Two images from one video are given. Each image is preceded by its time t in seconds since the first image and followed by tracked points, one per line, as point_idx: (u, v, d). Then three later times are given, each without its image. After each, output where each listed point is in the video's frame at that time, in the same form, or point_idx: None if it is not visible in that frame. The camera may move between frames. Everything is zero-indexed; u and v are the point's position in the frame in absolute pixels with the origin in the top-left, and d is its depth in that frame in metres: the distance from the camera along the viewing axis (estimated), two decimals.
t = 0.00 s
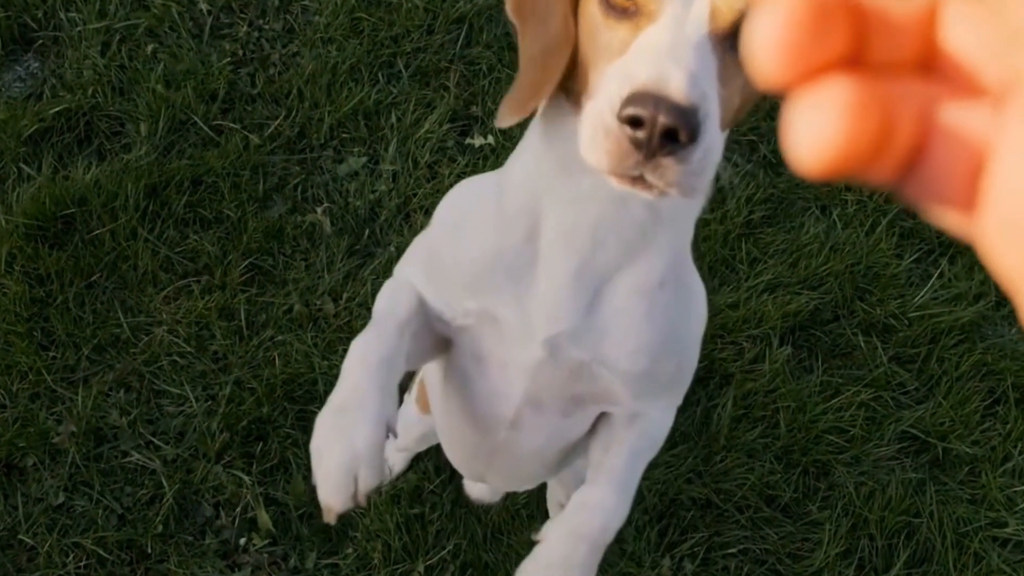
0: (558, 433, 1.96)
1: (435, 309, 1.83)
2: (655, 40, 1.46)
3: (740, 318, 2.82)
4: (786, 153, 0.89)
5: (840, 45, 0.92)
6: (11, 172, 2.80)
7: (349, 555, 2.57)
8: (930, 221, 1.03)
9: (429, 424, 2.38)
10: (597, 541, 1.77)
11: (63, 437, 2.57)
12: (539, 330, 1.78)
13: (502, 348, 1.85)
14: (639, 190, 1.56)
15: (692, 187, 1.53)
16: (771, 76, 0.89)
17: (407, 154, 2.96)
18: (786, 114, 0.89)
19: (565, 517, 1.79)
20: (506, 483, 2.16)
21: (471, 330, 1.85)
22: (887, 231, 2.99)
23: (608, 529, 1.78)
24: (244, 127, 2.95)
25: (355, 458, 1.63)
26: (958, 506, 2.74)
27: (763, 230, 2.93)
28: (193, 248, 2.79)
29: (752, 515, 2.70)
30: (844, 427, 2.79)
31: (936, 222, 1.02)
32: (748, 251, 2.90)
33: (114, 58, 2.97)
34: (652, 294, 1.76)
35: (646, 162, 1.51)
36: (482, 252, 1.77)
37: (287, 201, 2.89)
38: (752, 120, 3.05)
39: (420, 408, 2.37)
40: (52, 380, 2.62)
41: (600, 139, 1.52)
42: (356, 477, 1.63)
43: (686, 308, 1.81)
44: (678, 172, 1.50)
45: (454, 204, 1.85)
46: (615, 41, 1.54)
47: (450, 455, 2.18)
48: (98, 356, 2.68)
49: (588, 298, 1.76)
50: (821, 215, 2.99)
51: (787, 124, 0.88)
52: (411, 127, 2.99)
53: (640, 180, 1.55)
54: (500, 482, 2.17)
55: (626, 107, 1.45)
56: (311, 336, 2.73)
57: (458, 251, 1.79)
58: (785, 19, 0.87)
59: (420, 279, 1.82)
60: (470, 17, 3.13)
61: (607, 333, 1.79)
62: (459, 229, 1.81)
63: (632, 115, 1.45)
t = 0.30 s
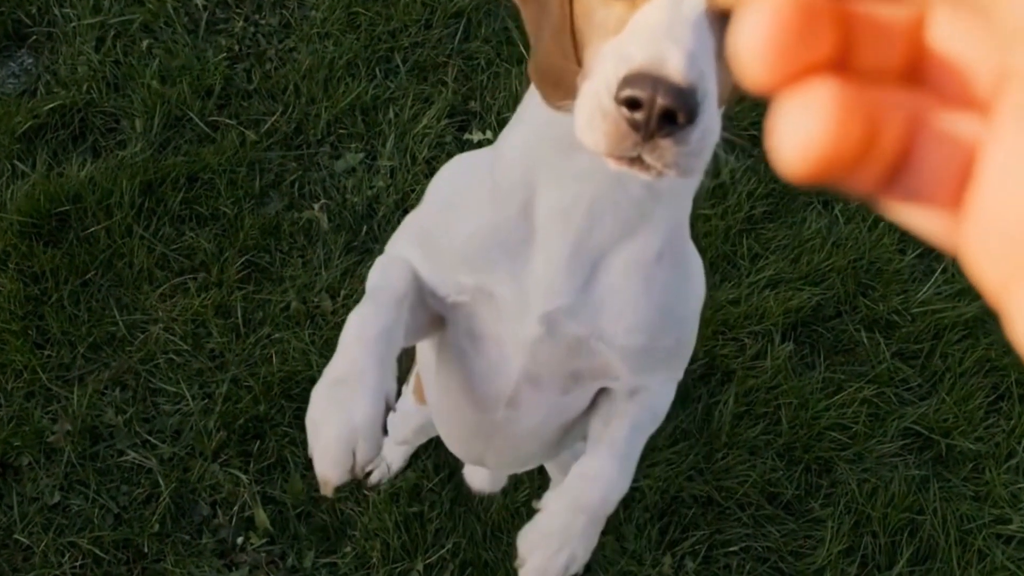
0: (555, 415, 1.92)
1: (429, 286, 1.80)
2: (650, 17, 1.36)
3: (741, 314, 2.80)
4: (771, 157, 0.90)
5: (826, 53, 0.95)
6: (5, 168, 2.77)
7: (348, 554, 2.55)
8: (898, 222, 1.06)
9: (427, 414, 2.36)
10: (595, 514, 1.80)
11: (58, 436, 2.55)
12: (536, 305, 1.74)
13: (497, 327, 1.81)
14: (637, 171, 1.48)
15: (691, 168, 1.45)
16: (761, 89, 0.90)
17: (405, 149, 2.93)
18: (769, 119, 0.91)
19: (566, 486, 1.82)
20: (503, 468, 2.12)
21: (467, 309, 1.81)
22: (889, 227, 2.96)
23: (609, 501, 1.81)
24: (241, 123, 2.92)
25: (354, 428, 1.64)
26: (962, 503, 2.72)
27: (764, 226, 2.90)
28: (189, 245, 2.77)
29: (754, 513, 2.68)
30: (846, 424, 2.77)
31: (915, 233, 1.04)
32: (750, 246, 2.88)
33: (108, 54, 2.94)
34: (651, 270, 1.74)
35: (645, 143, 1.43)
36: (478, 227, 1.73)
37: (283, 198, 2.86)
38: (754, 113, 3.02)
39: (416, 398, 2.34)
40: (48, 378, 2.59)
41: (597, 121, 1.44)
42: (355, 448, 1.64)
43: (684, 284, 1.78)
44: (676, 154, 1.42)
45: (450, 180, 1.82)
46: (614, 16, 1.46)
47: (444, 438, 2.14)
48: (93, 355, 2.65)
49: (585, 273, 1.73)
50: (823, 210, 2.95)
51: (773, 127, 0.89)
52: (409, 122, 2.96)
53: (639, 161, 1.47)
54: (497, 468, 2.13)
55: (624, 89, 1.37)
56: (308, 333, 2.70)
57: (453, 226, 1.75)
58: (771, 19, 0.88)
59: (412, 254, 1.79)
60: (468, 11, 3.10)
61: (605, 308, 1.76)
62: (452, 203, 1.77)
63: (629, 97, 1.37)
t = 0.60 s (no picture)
0: (557, 386, 1.91)
1: (425, 261, 1.77)
2: None
3: (744, 310, 2.79)
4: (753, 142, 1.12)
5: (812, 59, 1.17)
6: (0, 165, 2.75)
7: (347, 553, 2.52)
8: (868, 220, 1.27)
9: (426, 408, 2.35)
10: (600, 486, 1.77)
11: (55, 435, 2.53)
12: (537, 278, 1.72)
13: (498, 299, 1.79)
14: (635, 149, 1.46)
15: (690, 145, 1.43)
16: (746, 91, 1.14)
17: (405, 142, 2.90)
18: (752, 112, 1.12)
19: (570, 458, 1.79)
20: (503, 446, 2.10)
21: (465, 284, 1.79)
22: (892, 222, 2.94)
23: (612, 475, 1.77)
24: (238, 118, 2.90)
25: (352, 405, 1.63)
26: (966, 500, 2.70)
27: (767, 221, 2.89)
28: (186, 241, 2.74)
29: (757, 510, 2.66)
30: (850, 421, 2.74)
31: (878, 237, 1.25)
32: (752, 241, 2.86)
33: (104, 49, 2.92)
34: (653, 241, 1.71)
35: (643, 119, 1.41)
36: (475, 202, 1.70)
37: (282, 194, 2.84)
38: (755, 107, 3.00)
39: (415, 393, 2.33)
40: (45, 376, 2.57)
41: (594, 98, 1.42)
42: (352, 427, 1.63)
43: (686, 252, 1.76)
44: (675, 130, 1.40)
45: (446, 152, 1.78)
46: None
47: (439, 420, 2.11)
48: (90, 353, 2.62)
49: (586, 247, 1.70)
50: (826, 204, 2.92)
51: (757, 119, 1.11)
52: (408, 116, 2.93)
53: (637, 139, 1.45)
54: (495, 446, 2.10)
55: (624, 65, 1.35)
56: (307, 331, 2.68)
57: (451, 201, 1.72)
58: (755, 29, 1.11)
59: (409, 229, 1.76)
60: (467, 4, 3.08)
61: (605, 280, 1.73)
62: (447, 180, 1.74)
63: (628, 72, 1.36)
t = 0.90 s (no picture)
0: (558, 376, 1.89)
1: (422, 247, 1.77)
2: None
3: (746, 315, 2.77)
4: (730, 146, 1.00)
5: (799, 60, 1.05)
6: None
7: (346, 563, 2.48)
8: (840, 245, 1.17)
9: (422, 417, 2.34)
10: (612, 469, 1.74)
11: (51, 446, 2.50)
12: (538, 262, 1.71)
13: (499, 287, 1.79)
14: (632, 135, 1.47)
15: (686, 131, 1.45)
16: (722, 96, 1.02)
17: (402, 146, 2.88)
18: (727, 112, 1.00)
19: (581, 442, 1.76)
20: (503, 442, 2.10)
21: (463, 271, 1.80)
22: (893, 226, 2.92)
23: (623, 457, 1.75)
24: (234, 124, 2.88)
25: (352, 384, 1.60)
26: (971, 508, 2.65)
27: (768, 226, 2.88)
28: (182, 248, 2.71)
29: (760, 519, 2.62)
30: (853, 427, 2.72)
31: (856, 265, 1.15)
32: (754, 246, 2.85)
33: (99, 56, 2.90)
34: (652, 225, 1.71)
35: (639, 105, 1.43)
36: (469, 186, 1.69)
37: (278, 200, 2.81)
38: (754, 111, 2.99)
39: (410, 402, 2.33)
40: (39, 385, 2.53)
41: (588, 86, 1.44)
42: (352, 408, 1.60)
43: (684, 235, 1.76)
44: (670, 115, 1.42)
45: (436, 141, 1.78)
46: None
47: (434, 415, 2.10)
48: (86, 363, 2.59)
49: (585, 232, 1.70)
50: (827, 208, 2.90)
51: (734, 116, 0.99)
52: (405, 122, 2.91)
53: (633, 126, 1.46)
54: (495, 443, 2.10)
55: (618, 51, 1.38)
56: (304, 337, 2.65)
57: (445, 187, 1.71)
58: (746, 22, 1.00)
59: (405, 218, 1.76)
60: (465, 8, 3.06)
61: (604, 264, 1.72)
62: (439, 165, 1.73)
63: (623, 58, 1.38)
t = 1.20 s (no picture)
0: (556, 366, 1.88)
1: (415, 237, 1.74)
2: None
3: (745, 323, 2.75)
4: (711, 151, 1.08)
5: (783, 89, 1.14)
6: None
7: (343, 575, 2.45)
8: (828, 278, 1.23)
9: (415, 428, 2.33)
10: (627, 450, 1.70)
11: (44, 458, 2.47)
12: (536, 249, 1.70)
13: (496, 276, 1.77)
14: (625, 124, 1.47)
15: (679, 119, 1.45)
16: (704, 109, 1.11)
17: (398, 153, 2.86)
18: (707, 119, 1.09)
19: (590, 429, 1.71)
20: (501, 440, 2.09)
21: (459, 259, 1.77)
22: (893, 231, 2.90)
23: (638, 435, 1.71)
24: (228, 132, 2.86)
25: (345, 358, 1.58)
26: (973, 515, 2.62)
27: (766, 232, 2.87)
28: (176, 258, 2.69)
29: (760, 527, 2.60)
30: (854, 435, 2.70)
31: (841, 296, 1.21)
32: (753, 252, 2.82)
33: (92, 64, 2.88)
34: (648, 210, 1.71)
35: (632, 94, 1.43)
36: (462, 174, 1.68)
37: (273, 209, 2.79)
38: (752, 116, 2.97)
39: (403, 412, 2.32)
40: (32, 397, 2.51)
41: (581, 76, 1.44)
42: (346, 383, 1.58)
43: (679, 220, 1.76)
44: (663, 104, 1.42)
45: (425, 134, 1.76)
46: None
47: (432, 413, 2.08)
48: (79, 374, 2.57)
49: (581, 218, 1.69)
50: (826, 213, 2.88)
51: (715, 118, 1.08)
52: (401, 129, 2.89)
53: (626, 115, 1.46)
54: (494, 440, 2.09)
55: (609, 40, 1.37)
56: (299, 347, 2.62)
57: (437, 177, 1.70)
58: (727, 41, 1.10)
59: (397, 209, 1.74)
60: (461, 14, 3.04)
61: (602, 249, 1.71)
62: (429, 157, 1.72)
63: (614, 47, 1.38)
